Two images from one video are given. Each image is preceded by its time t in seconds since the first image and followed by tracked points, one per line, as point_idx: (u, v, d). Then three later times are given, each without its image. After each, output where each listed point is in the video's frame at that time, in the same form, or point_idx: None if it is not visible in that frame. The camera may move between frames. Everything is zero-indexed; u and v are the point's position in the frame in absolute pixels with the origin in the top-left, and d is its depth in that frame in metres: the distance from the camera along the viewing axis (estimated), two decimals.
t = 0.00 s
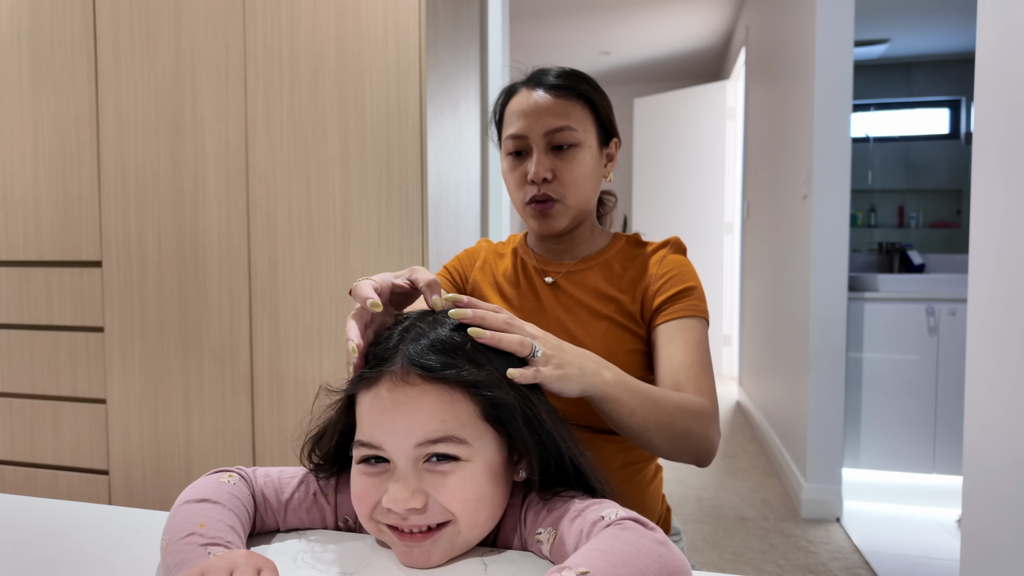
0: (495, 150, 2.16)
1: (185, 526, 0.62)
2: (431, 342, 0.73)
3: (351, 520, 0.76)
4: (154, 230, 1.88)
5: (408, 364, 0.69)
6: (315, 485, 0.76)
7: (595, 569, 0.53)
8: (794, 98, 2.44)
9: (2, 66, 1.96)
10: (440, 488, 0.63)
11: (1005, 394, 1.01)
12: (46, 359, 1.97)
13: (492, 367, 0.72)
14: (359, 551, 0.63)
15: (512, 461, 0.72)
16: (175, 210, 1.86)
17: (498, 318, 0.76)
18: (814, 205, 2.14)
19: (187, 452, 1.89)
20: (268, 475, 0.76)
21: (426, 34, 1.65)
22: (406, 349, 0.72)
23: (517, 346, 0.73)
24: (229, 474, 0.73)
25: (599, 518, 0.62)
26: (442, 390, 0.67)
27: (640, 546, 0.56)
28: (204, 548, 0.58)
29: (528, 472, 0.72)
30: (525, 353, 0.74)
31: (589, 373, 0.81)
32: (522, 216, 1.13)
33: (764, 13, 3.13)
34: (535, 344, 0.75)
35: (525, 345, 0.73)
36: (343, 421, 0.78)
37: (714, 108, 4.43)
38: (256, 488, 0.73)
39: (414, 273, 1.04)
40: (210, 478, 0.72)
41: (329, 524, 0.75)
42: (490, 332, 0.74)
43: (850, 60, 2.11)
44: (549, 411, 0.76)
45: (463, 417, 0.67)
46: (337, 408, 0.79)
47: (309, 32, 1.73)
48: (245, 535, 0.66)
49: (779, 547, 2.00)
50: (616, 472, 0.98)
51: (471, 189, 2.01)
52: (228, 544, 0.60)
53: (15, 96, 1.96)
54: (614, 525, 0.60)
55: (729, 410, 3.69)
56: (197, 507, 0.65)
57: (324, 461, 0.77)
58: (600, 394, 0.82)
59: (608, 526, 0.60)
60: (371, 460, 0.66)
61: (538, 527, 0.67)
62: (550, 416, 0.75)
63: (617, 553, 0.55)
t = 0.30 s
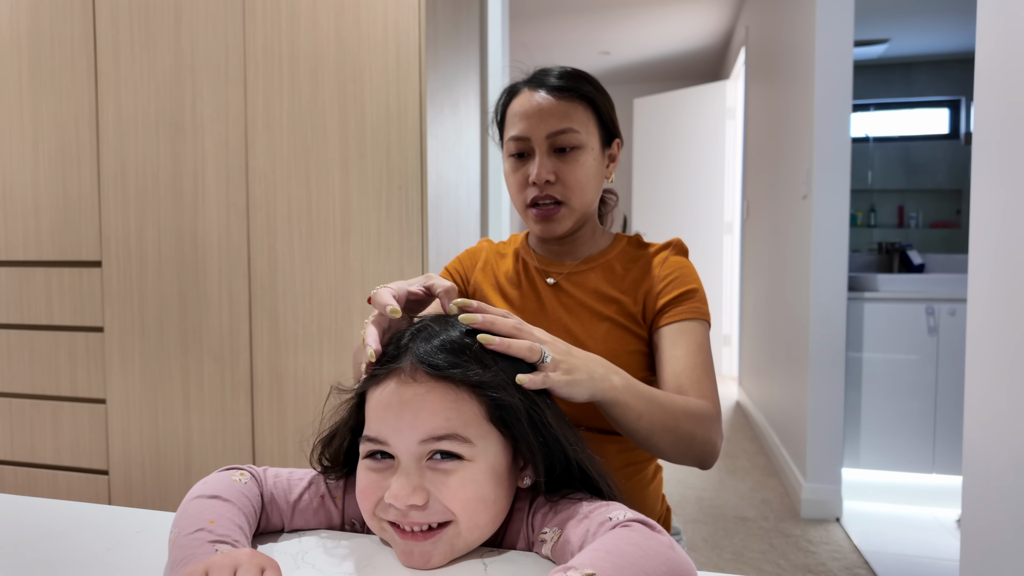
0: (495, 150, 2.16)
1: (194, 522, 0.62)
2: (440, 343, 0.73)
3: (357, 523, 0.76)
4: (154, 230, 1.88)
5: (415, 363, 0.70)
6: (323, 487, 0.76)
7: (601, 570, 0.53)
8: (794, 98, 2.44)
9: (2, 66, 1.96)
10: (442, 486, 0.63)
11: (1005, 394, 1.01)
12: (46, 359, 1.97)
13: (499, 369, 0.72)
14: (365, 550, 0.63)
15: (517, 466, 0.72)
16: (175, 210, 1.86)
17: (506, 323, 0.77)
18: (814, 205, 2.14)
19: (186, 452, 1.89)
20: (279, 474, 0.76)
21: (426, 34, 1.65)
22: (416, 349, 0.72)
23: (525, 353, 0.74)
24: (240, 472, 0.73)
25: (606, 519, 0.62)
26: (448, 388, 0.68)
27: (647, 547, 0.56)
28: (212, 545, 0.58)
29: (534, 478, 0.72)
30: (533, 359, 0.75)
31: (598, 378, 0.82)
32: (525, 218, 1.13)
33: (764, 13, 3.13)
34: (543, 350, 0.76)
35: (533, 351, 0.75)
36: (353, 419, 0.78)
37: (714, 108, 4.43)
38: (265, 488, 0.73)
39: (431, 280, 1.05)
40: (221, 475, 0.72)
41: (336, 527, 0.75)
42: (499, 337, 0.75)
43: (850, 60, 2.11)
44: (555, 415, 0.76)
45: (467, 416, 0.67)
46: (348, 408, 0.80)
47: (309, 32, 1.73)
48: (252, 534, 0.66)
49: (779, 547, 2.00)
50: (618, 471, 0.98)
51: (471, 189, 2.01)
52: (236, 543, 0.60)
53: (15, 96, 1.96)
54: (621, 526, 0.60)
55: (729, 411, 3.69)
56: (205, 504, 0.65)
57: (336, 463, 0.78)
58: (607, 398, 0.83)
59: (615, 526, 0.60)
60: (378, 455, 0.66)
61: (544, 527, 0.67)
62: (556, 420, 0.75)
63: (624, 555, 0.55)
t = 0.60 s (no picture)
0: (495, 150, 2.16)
1: (194, 522, 0.62)
2: (446, 342, 0.73)
3: (358, 526, 0.76)
4: (154, 230, 1.88)
5: (421, 360, 0.70)
6: (324, 489, 0.76)
7: (598, 570, 0.53)
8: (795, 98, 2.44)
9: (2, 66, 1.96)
10: (446, 484, 0.63)
11: (1005, 395, 1.01)
12: (46, 359, 1.97)
13: (504, 369, 0.73)
14: (365, 549, 0.63)
15: (519, 466, 0.72)
16: (175, 210, 1.86)
17: (510, 326, 0.77)
18: (814, 205, 2.14)
19: (186, 452, 1.89)
20: (277, 476, 0.75)
21: (425, 34, 1.65)
22: (421, 347, 0.72)
23: (529, 356, 0.74)
24: (239, 474, 0.73)
25: (604, 519, 0.62)
26: (453, 386, 0.68)
27: (643, 547, 0.56)
28: (213, 544, 0.59)
29: (535, 478, 0.72)
30: (537, 362, 0.75)
31: (602, 383, 0.83)
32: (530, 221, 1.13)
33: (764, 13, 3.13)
34: (547, 354, 0.77)
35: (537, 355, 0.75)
36: (356, 419, 0.79)
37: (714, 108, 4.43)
38: (264, 489, 0.73)
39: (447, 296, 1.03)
40: (219, 476, 0.71)
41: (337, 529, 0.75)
42: (503, 338, 0.76)
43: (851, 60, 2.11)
44: (557, 416, 0.76)
45: (472, 416, 0.67)
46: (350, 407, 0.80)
47: (308, 32, 1.73)
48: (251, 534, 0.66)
49: (779, 547, 2.00)
50: (618, 472, 0.98)
51: (470, 188, 2.01)
52: (236, 542, 0.60)
53: (15, 97, 1.96)
54: (617, 526, 0.60)
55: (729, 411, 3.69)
56: (205, 505, 0.65)
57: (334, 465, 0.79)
58: (610, 402, 0.83)
59: (611, 526, 0.60)
60: (381, 453, 0.66)
61: (542, 527, 0.67)
62: (558, 421, 0.75)
63: (619, 554, 0.55)
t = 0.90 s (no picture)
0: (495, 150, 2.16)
1: (191, 522, 0.62)
2: (445, 338, 0.73)
3: (356, 525, 0.75)
4: (154, 230, 1.88)
5: (419, 356, 0.70)
6: (321, 488, 0.75)
7: (598, 571, 0.53)
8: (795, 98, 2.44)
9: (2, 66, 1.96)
10: (443, 481, 0.63)
11: (1005, 396, 1.01)
12: (45, 359, 1.96)
13: (502, 367, 0.72)
14: (364, 549, 0.63)
15: (516, 465, 0.72)
16: (175, 210, 1.86)
17: (508, 325, 0.78)
18: (814, 205, 2.14)
19: (186, 451, 1.89)
20: (274, 476, 0.75)
21: (426, 33, 1.65)
22: (420, 343, 0.72)
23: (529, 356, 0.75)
24: (235, 474, 0.73)
25: (604, 519, 0.62)
26: (450, 383, 0.68)
27: (644, 549, 0.56)
28: (211, 545, 0.59)
29: (532, 477, 0.72)
30: (536, 362, 0.76)
31: (601, 385, 0.83)
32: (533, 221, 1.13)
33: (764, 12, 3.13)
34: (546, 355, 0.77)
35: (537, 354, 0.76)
36: (352, 417, 0.79)
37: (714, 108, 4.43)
38: (261, 490, 0.73)
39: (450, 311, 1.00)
40: (215, 477, 0.71)
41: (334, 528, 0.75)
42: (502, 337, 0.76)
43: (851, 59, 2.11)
44: (554, 414, 0.76)
45: (470, 413, 0.67)
46: (344, 407, 0.80)
47: (308, 31, 1.73)
48: (249, 534, 0.66)
49: (779, 547, 2.00)
50: (618, 470, 0.98)
51: (470, 189, 2.01)
52: (234, 542, 0.60)
53: (15, 97, 1.96)
54: (618, 527, 0.60)
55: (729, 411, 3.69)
56: (202, 505, 0.65)
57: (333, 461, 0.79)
58: (608, 403, 0.84)
59: (612, 527, 0.60)
60: (378, 449, 0.66)
61: (541, 527, 0.68)
62: (555, 419, 0.75)
63: (621, 556, 0.55)
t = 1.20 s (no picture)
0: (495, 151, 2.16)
1: (193, 521, 0.62)
2: (445, 337, 0.73)
3: (355, 524, 0.75)
4: (153, 230, 1.88)
5: (419, 354, 0.70)
6: (320, 488, 0.75)
7: (601, 572, 0.53)
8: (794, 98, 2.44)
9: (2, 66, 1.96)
10: (442, 480, 0.63)
11: (1004, 394, 1.01)
12: (45, 359, 1.96)
13: (501, 366, 0.72)
14: (364, 549, 0.63)
15: (516, 463, 0.72)
16: (175, 210, 1.86)
17: (512, 323, 0.78)
18: (813, 205, 2.14)
19: (186, 452, 1.89)
20: (274, 475, 0.76)
21: (426, 33, 1.65)
22: (420, 341, 0.72)
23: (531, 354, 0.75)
24: (235, 474, 0.73)
25: (605, 520, 0.62)
26: (450, 381, 0.68)
27: (647, 551, 0.56)
28: (214, 543, 0.59)
29: (533, 476, 0.72)
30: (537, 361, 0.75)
31: (600, 382, 0.83)
32: (530, 221, 1.13)
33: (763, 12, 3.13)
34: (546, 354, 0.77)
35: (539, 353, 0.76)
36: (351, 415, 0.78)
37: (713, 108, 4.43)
38: (260, 489, 0.73)
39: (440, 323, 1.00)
40: (216, 476, 0.71)
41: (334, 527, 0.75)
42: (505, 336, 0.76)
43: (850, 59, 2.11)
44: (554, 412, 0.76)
45: (470, 412, 0.67)
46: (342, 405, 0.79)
47: (308, 31, 1.73)
48: (250, 533, 0.66)
49: (779, 547, 2.00)
50: (618, 467, 0.98)
51: (470, 189, 2.01)
52: (237, 540, 0.61)
53: (14, 98, 1.96)
54: (620, 528, 0.60)
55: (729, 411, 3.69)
56: (204, 504, 0.65)
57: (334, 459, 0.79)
58: (607, 401, 0.84)
59: (614, 528, 0.60)
60: (377, 448, 0.66)
61: (543, 526, 0.68)
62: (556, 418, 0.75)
63: (623, 557, 0.55)
